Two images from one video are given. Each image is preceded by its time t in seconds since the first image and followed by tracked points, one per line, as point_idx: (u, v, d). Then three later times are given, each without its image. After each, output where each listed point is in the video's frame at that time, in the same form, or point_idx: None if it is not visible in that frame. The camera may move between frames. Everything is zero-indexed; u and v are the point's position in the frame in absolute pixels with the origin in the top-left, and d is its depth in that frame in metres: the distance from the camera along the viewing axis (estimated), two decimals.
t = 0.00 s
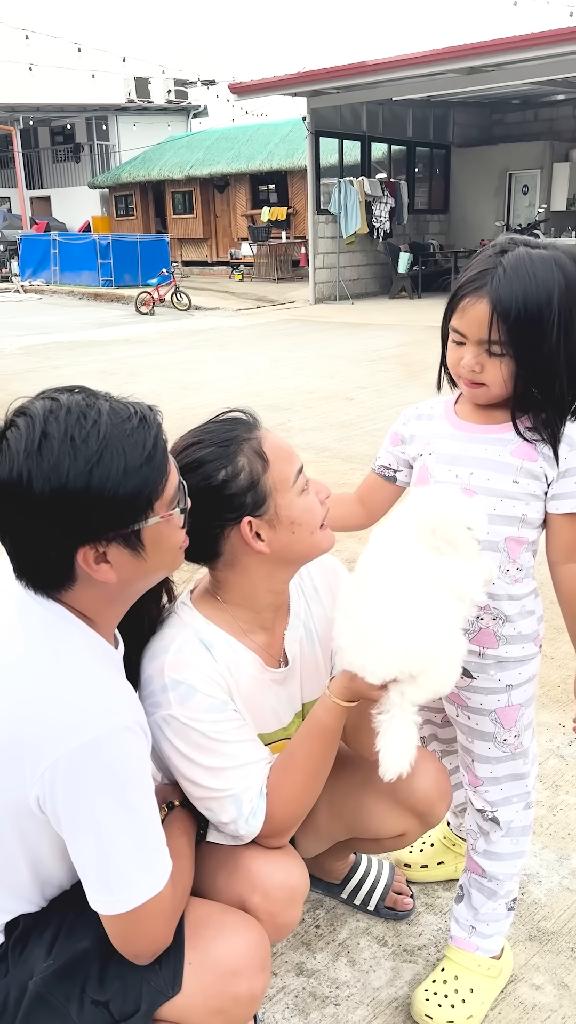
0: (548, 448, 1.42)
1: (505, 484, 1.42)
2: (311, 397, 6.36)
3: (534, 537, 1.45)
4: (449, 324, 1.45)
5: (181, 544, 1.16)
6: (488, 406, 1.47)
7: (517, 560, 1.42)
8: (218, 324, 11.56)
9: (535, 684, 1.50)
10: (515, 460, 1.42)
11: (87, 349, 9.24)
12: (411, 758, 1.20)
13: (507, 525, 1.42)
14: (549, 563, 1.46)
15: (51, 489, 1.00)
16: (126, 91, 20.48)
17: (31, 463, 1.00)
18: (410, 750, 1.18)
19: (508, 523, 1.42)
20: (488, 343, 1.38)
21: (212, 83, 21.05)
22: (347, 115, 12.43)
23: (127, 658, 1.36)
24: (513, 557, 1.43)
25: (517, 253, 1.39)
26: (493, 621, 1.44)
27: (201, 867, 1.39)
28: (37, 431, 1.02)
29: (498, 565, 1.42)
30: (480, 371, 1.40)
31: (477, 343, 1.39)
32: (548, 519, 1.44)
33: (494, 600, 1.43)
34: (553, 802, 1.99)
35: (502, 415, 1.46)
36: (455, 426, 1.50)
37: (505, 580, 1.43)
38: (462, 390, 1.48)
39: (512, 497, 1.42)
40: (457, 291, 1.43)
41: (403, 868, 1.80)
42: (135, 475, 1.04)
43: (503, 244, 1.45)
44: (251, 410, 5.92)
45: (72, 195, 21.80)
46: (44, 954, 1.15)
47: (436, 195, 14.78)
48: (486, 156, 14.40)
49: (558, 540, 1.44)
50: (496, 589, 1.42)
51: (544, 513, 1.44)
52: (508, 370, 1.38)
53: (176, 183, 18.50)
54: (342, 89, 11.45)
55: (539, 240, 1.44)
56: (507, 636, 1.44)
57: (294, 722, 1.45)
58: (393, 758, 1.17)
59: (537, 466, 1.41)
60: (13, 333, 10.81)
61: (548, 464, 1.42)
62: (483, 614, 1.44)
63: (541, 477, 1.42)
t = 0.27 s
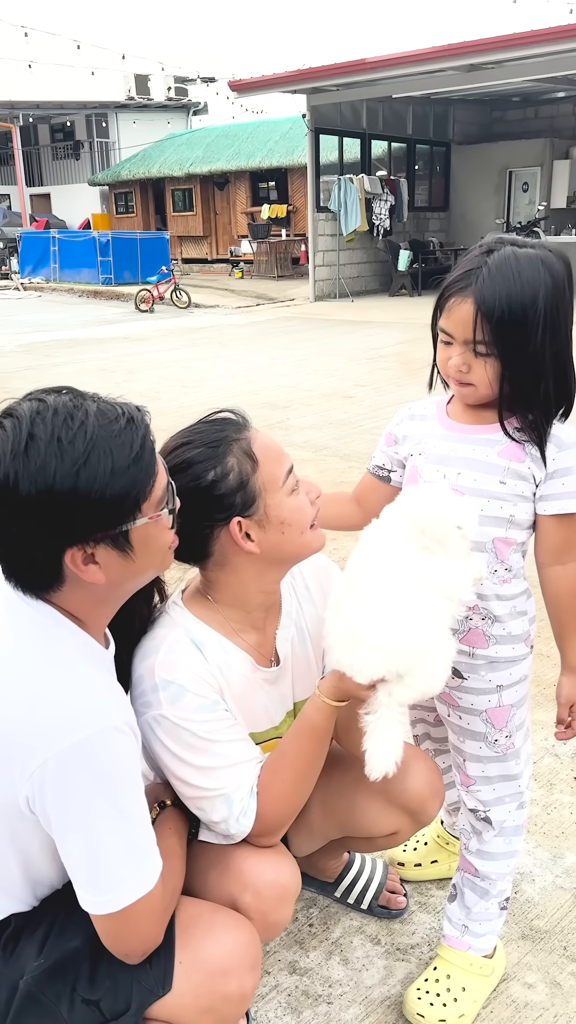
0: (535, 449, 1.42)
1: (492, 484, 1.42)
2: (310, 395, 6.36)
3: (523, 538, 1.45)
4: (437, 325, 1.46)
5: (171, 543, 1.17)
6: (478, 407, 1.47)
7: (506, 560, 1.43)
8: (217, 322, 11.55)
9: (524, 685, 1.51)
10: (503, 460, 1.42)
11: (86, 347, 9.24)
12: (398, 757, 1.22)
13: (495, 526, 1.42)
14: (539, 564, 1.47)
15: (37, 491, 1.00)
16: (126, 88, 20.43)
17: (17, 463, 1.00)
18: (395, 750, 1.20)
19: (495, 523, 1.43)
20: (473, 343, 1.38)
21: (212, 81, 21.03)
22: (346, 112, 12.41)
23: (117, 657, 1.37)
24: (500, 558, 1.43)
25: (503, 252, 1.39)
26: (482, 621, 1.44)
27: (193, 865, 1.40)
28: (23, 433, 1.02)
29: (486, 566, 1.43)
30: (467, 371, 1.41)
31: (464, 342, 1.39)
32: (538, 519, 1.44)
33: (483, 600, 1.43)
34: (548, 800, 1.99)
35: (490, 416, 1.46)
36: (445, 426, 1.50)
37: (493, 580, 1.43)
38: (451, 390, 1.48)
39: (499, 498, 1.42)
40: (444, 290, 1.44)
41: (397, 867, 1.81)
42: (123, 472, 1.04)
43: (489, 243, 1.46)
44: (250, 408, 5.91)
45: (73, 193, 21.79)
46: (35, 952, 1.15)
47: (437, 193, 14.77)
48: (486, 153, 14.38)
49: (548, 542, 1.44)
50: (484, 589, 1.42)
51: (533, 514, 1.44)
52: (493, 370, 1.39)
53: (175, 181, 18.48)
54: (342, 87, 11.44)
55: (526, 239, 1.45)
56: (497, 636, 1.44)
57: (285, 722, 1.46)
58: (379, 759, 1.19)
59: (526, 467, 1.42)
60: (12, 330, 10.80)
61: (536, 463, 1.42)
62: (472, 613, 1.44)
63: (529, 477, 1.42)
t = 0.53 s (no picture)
0: (522, 447, 1.42)
1: (479, 482, 1.44)
2: (310, 393, 6.35)
3: (512, 536, 1.46)
4: (426, 322, 1.48)
5: (165, 541, 1.18)
6: (468, 404, 1.48)
7: (492, 559, 1.44)
8: (218, 319, 11.53)
9: (513, 684, 1.52)
10: (489, 458, 1.43)
11: (87, 345, 9.22)
12: (392, 754, 1.23)
13: (482, 524, 1.44)
14: (529, 563, 1.47)
15: (31, 490, 1.01)
16: (127, 86, 20.38)
17: (10, 462, 1.01)
18: (390, 748, 1.21)
19: (482, 521, 1.44)
20: (459, 339, 1.40)
21: (213, 78, 21.00)
22: (347, 109, 12.40)
23: (113, 656, 1.38)
24: (488, 556, 1.44)
25: (489, 250, 1.40)
26: (468, 618, 1.46)
27: (189, 861, 1.41)
28: (16, 433, 1.02)
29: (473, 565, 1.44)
30: (454, 368, 1.42)
31: (450, 339, 1.41)
32: (527, 517, 1.45)
33: (469, 599, 1.45)
34: (544, 797, 2.00)
35: (479, 414, 1.47)
36: (437, 424, 1.52)
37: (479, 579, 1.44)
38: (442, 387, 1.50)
39: (485, 495, 1.43)
40: (433, 288, 1.46)
41: (393, 862, 1.82)
42: (116, 472, 1.05)
43: (479, 240, 1.47)
44: (250, 406, 5.91)
45: (74, 191, 21.78)
46: (31, 948, 1.16)
47: (438, 190, 14.76)
48: (487, 150, 14.36)
49: (535, 542, 1.44)
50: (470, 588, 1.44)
51: (522, 512, 1.44)
52: (479, 367, 1.40)
53: (176, 178, 18.47)
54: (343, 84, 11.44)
55: (517, 237, 1.46)
56: (483, 634, 1.46)
57: (280, 719, 1.47)
58: (375, 754, 1.20)
59: (511, 465, 1.42)
60: (13, 328, 10.79)
61: (523, 462, 1.42)
62: (458, 612, 1.46)
63: (516, 476, 1.43)
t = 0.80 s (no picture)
0: (511, 445, 1.44)
1: (469, 478, 1.45)
2: (313, 390, 6.36)
3: (504, 533, 1.47)
4: (418, 320, 1.49)
5: (166, 537, 1.19)
6: (462, 401, 1.50)
7: (484, 555, 1.45)
8: (221, 316, 11.53)
9: (507, 682, 1.53)
10: (478, 456, 1.45)
11: (89, 342, 9.22)
12: (385, 745, 1.25)
13: (472, 520, 1.45)
14: (518, 560, 1.48)
15: (28, 487, 1.02)
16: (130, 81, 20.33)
17: (8, 460, 1.02)
18: (383, 740, 1.24)
19: (473, 517, 1.45)
20: (448, 336, 1.41)
21: (216, 74, 20.98)
22: (351, 104, 12.38)
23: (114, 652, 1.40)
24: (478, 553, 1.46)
25: (480, 247, 1.41)
26: (460, 615, 1.47)
27: (190, 854, 1.42)
28: (14, 431, 1.04)
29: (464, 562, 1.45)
30: (445, 365, 1.44)
31: (440, 336, 1.42)
32: (518, 515, 1.46)
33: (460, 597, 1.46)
34: (543, 793, 2.01)
35: (472, 411, 1.48)
36: (431, 421, 1.53)
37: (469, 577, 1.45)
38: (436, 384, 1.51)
39: (476, 492, 1.45)
40: (425, 285, 1.47)
41: (393, 855, 1.83)
42: (113, 466, 1.06)
43: (471, 238, 1.48)
44: (252, 403, 5.92)
45: (77, 187, 21.77)
46: (34, 940, 1.18)
47: (441, 186, 14.74)
48: (491, 146, 14.33)
49: (525, 540, 1.45)
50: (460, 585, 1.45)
51: (513, 510, 1.46)
52: (469, 364, 1.41)
53: (179, 174, 18.46)
54: (347, 79, 11.42)
55: (510, 235, 1.46)
56: (474, 631, 1.48)
57: (280, 713, 1.49)
58: (366, 746, 1.23)
59: (502, 463, 1.44)
60: (16, 325, 10.78)
61: (512, 459, 1.43)
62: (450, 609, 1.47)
63: (505, 473, 1.44)
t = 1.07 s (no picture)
0: (512, 442, 1.44)
1: (471, 476, 1.46)
2: (315, 387, 6.35)
3: (504, 531, 1.47)
4: (418, 318, 1.50)
5: (167, 531, 1.19)
6: (462, 400, 1.50)
7: (485, 552, 1.45)
8: (223, 313, 11.52)
9: (507, 678, 1.53)
10: (480, 453, 1.45)
11: (92, 339, 9.22)
12: (384, 740, 1.26)
13: (474, 517, 1.46)
14: (520, 558, 1.48)
15: (27, 482, 1.03)
16: (132, 79, 20.27)
17: (6, 455, 1.03)
18: (379, 733, 1.25)
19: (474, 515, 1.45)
20: (449, 334, 1.42)
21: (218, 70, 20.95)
22: (354, 101, 12.34)
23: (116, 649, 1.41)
24: (480, 550, 1.46)
25: (480, 245, 1.41)
26: (461, 613, 1.48)
27: (192, 849, 1.44)
28: (12, 426, 1.05)
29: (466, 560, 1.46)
30: (446, 363, 1.44)
31: (441, 334, 1.43)
32: (519, 512, 1.46)
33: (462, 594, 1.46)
34: (544, 790, 2.02)
35: (472, 409, 1.49)
36: (431, 419, 1.54)
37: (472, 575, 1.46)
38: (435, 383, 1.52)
39: (477, 489, 1.45)
40: (425, 284, 1.48)
41: (394, 852, 1.83)
42: (110, 459, 1.07)
43: (471, 236, 1.48)
44: (255, 401, 5.92)
45: (79, 184, 21.74)
46: (37, 934, 1.18)
47: (444, 183, 14.70)
48: (494, 142, 14.29)
49: (526, 537, 1.46)
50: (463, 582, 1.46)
51: (514, 507, 1.46)
52: (469, 363, 1.42)
53: (182, 172, 18.43)
54: (350, 76, 11.39)
55: (510, 233, 1.47)
56: (476, 628, 1.48)
57: (282, 709, 1.50)
58: (363, 740, 1.24)
59: (503, 460, 1.44)
60: (18, 322, 10.78)
61: (513, 456, 1.44)
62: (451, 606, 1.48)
63: (508, 470, 1.44)
